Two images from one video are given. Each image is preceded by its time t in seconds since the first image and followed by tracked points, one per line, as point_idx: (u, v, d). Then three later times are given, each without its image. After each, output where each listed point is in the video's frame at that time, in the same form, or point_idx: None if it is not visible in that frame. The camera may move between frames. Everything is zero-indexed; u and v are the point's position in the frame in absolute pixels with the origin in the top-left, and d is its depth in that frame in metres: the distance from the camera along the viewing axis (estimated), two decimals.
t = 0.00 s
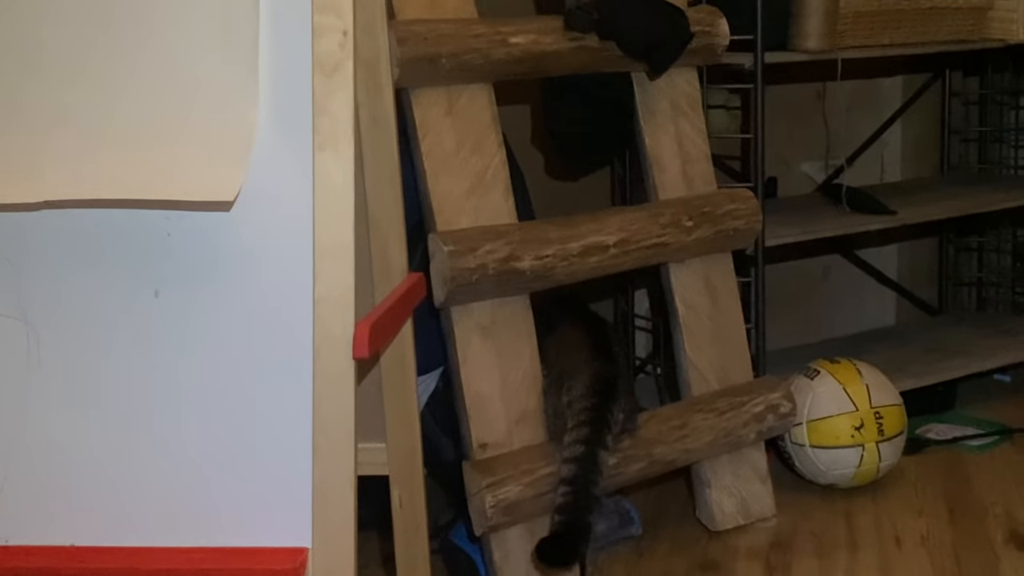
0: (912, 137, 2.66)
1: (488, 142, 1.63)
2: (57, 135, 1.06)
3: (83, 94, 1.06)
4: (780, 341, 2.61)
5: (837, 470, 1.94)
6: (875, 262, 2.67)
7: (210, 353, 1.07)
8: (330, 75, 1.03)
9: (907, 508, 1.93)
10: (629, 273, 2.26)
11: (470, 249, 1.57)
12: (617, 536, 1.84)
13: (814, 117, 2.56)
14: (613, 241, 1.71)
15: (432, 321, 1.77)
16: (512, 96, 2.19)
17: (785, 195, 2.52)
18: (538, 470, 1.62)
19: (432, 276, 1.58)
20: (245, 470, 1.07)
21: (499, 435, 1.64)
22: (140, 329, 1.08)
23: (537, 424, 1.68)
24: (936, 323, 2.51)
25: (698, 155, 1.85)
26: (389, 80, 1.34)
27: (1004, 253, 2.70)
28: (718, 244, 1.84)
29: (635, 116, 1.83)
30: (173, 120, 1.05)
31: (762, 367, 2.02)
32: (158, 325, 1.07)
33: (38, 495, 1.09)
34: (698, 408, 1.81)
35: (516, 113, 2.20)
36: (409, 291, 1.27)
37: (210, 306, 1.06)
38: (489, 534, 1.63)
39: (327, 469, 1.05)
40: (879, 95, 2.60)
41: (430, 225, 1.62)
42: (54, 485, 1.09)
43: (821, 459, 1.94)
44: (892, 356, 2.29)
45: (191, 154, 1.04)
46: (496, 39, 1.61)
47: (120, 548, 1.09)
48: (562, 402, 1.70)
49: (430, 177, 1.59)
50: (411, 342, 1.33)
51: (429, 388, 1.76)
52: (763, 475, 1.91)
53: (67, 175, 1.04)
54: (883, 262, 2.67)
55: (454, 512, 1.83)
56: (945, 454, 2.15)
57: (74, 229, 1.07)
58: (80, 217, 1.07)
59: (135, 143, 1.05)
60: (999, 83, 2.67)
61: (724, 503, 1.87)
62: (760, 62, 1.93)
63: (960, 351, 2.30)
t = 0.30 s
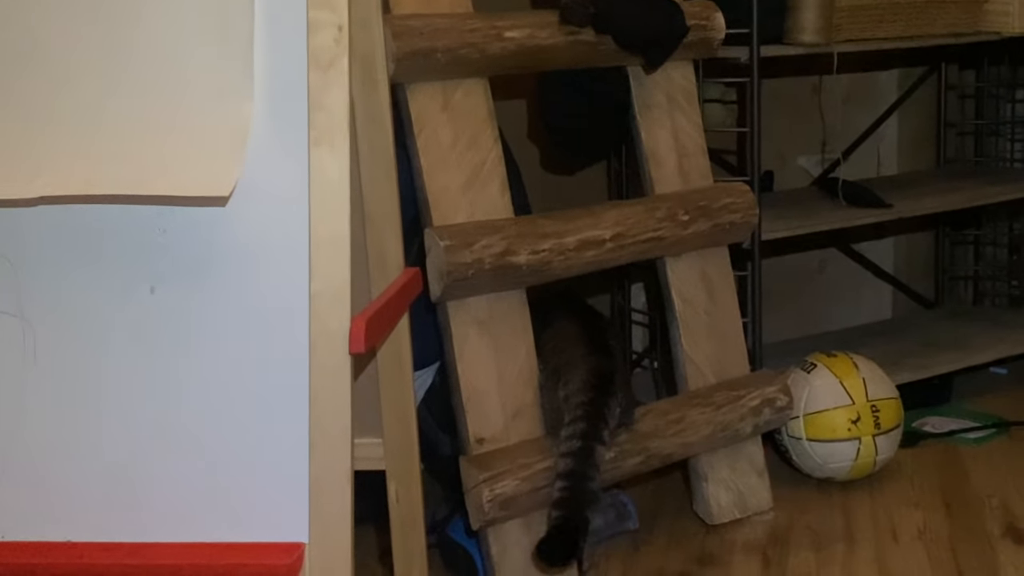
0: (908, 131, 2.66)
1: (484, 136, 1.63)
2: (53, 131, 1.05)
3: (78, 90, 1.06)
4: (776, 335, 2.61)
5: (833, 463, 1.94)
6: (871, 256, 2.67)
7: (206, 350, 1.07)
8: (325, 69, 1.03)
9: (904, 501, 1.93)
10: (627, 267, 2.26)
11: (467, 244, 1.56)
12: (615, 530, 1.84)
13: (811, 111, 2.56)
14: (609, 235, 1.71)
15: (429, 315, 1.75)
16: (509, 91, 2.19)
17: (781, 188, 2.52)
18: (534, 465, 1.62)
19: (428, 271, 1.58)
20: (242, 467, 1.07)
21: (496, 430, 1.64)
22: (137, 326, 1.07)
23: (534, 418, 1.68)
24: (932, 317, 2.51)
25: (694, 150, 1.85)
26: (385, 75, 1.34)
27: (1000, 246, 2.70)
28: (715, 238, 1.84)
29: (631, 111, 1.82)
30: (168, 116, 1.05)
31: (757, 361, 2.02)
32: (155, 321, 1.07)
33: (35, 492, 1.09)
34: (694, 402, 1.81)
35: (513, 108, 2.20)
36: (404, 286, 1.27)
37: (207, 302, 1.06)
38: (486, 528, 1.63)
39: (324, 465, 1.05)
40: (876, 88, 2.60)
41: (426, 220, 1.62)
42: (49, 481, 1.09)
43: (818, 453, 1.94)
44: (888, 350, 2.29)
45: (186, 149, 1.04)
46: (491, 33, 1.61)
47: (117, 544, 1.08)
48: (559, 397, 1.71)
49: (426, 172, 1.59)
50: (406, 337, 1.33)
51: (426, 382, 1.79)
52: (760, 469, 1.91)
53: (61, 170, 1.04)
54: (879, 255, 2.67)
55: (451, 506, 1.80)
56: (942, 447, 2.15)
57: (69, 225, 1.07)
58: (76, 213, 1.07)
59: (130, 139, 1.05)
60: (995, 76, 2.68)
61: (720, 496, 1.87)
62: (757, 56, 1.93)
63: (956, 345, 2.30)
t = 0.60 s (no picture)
0: (905, 127, 2.65)
1: (480, 133, 1.63)
2: (48, 128, 1.05)
3: (73, 87, 1.05)
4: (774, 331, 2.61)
5: (829, 459, 1.94)
6: (868, 252, 2.67)
7: (206, 348, 1.07)
8: (321, 65, 1.03)
9: (900, 496, 1.93)
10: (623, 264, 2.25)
11: (463, 240, 1.56)
12: (611, 525, 1.84)
13: (807, 107, 2.56)
14: (606, 232, 1.71)
15: (426, 312, 1.75)
16: (506, 88, 2.19)
17: (777, 184, 2.52)
18: (531, 462, 1.62)
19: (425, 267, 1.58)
20: (243, 464, 1.07)
21: (493, 426, 1.64)
22: (134, 324, 1.07)
23: (531, 414, 1.68)
24: (928, 313, 2.51)
25: (691, 146, 1.84)
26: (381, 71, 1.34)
27: (996, 242, 2.70)
28: (712, 234, 1.84)
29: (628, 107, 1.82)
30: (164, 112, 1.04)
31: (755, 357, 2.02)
32: (153, 318, 1.07)
33: (31, 489, 1.09)
34: (691, 398, 1.81)
35: (510, 106, 2.20)
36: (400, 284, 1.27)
37: (205, 299, 1.06)
38: (483, 525, 1.63)
39: (321, 461, 1.05)
40: (873, 84, 2.60)
41: (422, 216, 1.61)
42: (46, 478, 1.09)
43: (815, 449, 1.94)
44: (884, 346, 2.29)
45: (181, 145, 1.03)
46: (488, 29, 1.61)
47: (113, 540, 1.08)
48: (556, 394, 1.71)
49: (422, 168, 1.59)
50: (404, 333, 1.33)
51: (423, 378, 1.78)
52: (757, 464, 1.91)
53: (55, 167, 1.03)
54: (877, 252, 2.68)
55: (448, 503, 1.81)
56: (938, 443, 2.15)
57: (66, 222, 1.07)
58: (72, 210, 1.07)
59: (125, 136, 1.05)
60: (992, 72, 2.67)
61: (718, 492, 1.87)
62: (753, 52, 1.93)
63: (953, 340, 2.30)
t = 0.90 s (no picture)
0: (895, 108, 2.67)
1: (471, 118, 1.61)
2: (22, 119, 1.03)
3: (45, 75, 1.02)
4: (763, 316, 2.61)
5: (821, 446, 1.94)
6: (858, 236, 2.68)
7: (194, 344, 1.05)
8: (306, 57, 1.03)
9: (892, 483, 1.93)
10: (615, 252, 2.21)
11: (454, 227, 1.56)
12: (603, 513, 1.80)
13: (800, 91, 2.55)
14: (598, 219, 1.70)
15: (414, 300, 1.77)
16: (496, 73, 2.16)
17: (770, 168, 2.51)
18: (521, 453, 1.62)
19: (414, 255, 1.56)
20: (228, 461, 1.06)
21: (483, 417, 1.63)
22: (115, 318, 1.06)
23: (523, 404, 1.66)
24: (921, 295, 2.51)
25: (684, 131, 1.83)
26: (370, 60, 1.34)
27: (987, 226, 2.67)
28: (705, 220, 1.82)
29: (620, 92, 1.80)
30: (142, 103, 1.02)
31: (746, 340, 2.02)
32: (134, 312, 1.05)
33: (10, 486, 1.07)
34: (683, 387, 1.80)
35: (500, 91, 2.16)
36: (386, 278, 1.25)
37: (187, 294, 1.05)
38: (473, 516, 1.62)
39: (308, 458, 1.05)
40: (865, 67, 2.59)
41: (412, 204, 1.60)
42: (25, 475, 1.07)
43: (806, 435, 1.94)
44: (877, 330, 2.29)
45: (163, 138, 1.01)
46: (479, 13, 1.59)
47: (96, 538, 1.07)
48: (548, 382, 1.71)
49: (412, 155, 1.57)
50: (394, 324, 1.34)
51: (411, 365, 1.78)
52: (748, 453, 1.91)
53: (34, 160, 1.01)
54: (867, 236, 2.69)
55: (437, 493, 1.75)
56: (930, 428, 2.15)
57: (43, 215, 1.05)
58: (49, 203, 1.05)
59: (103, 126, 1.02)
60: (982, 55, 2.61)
61: (709, 481, 1.87)
62: (747, 35, 1.93)
63: (945, 325, 2.30)
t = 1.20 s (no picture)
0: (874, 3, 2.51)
1: None
2: None
3: None
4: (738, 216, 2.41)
5: (791, 353, 1.85)
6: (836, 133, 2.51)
7: (103, 228, 0.98)
8: None
9: (864, 391, 1.87)
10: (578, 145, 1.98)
11: (401, 116, 1.45)
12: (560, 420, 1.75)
13: None
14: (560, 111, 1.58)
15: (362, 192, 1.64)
16: None
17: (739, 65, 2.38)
18: (478, 356, 1.53)
19: (360, 141, 1.46)
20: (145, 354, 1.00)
21: (433, 319, 1.52)
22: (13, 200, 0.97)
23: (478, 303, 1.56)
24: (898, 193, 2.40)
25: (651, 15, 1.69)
26: None
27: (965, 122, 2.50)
28: (672, 111, 1.69)
29: None
30: None
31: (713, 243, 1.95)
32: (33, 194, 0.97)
33: None
34: (647, 289, 1.70)
35: None
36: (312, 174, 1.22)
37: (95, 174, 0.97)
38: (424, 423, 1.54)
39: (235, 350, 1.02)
40: None
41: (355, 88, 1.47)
42: None
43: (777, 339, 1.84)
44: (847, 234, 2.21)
45: None
46: None
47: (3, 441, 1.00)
48: (502, 283, 1.63)
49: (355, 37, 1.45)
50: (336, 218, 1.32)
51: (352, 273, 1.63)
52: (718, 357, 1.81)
53: None
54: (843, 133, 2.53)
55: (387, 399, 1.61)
56: (905, 333, 2.07)
57: None
58: None
59: None
60: None
61: (676, 386, 1.78)
62: None
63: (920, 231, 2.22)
